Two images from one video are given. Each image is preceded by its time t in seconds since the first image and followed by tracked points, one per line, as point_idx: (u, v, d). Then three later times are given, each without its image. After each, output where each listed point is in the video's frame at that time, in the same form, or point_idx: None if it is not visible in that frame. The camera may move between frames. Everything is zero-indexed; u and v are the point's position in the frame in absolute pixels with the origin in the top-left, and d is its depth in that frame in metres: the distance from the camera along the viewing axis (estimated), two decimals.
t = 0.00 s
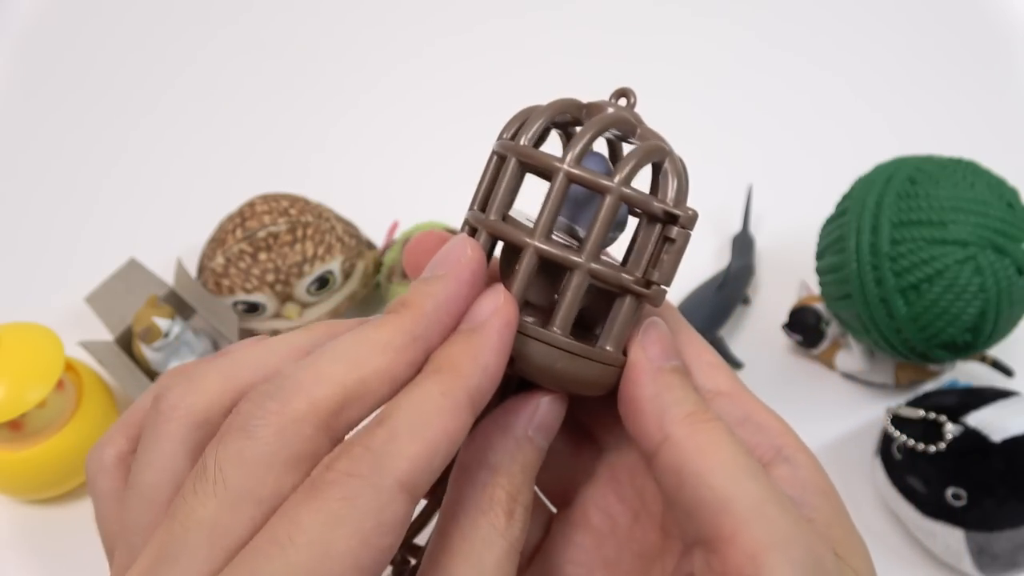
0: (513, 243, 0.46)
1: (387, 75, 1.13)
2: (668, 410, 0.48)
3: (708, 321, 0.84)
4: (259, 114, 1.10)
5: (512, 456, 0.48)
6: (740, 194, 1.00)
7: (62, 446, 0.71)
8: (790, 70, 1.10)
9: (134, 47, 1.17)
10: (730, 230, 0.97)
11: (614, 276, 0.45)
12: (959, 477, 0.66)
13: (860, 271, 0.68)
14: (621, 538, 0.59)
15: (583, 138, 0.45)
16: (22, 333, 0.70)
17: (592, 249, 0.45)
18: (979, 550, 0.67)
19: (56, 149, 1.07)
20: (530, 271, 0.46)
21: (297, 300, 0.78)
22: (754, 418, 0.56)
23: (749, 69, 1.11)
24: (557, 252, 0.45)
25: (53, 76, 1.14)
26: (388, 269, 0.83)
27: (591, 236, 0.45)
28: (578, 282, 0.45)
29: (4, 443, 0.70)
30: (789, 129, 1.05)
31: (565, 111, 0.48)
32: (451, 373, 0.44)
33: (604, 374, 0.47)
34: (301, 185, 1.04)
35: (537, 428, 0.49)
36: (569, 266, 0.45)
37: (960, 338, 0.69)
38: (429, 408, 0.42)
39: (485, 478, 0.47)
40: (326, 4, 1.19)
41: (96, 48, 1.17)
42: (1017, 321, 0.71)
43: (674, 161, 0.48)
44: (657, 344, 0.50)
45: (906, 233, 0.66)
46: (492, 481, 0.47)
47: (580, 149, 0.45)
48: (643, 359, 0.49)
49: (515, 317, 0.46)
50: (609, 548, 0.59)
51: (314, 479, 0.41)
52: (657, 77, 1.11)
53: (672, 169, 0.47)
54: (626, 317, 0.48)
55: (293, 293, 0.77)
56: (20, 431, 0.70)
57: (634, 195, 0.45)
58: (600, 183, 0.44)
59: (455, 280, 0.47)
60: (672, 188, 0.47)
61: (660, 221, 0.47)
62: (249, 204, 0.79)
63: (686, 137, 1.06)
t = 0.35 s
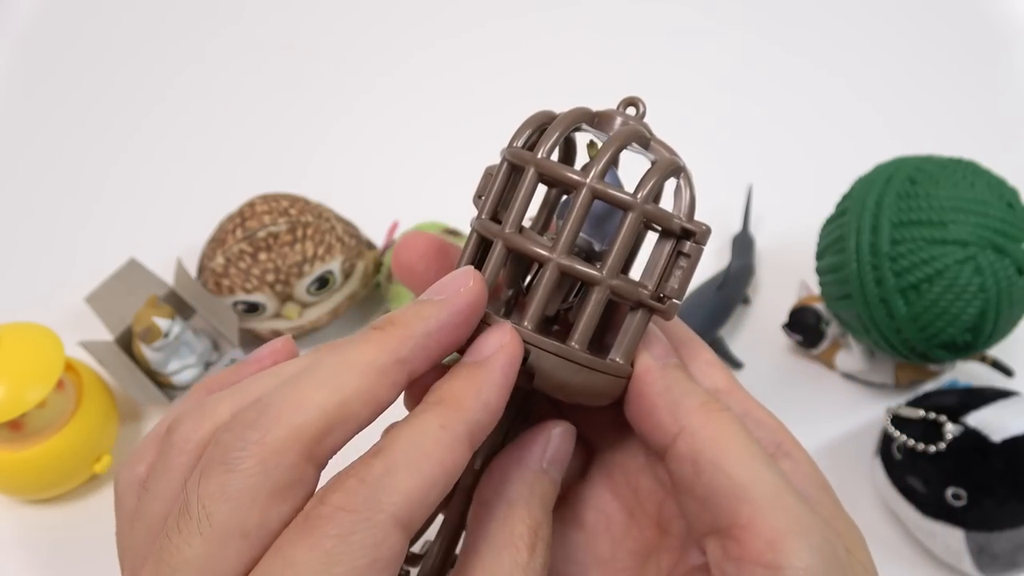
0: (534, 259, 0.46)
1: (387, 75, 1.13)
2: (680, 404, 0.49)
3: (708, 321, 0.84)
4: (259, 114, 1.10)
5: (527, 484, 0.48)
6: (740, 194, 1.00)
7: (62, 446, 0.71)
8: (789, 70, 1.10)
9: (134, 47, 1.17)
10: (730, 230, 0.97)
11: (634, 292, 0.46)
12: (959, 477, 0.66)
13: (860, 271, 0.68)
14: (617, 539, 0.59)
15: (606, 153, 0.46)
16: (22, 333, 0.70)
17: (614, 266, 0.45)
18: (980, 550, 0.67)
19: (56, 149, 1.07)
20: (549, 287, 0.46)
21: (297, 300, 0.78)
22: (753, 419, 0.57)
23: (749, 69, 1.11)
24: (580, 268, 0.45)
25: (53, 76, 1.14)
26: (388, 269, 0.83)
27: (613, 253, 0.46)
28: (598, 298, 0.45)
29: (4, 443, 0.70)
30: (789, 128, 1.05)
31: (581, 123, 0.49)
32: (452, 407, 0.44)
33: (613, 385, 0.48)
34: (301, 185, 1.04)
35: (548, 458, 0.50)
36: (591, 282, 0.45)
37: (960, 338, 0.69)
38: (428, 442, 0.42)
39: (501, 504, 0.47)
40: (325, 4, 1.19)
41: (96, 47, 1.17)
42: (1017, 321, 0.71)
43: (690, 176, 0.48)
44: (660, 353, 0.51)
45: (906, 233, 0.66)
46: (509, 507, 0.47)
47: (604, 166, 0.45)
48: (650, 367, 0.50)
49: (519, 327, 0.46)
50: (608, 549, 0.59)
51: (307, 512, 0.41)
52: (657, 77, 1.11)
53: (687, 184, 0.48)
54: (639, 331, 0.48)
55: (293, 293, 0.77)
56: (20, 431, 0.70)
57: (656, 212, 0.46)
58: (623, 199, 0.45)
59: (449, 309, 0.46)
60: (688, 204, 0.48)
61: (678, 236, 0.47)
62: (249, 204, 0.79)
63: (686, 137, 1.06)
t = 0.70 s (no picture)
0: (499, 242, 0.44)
1: (386, 75, 1.13)
2: (634, 409, 0.45)
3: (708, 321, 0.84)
4: (258, 114, 1.10)
5: (499, 478, 0.43)
6: (740, 194, 1.00)
7: (62, 446, 0.71)
8: (789, 70, 1.10)
9: (134, 47, 1.17)
10: (730, 229, 0.97)
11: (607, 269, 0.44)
12: (959, 477, 0.66)
13: (860, 271, 0.68)
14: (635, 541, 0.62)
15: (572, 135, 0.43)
16: (23, 333, 0.70)
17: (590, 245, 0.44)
18: (980, 550, 0.67)
19: (56, 149, 1.07)
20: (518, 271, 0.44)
21: (297, 299, 0.78)
22: (784, 442, 0.57)
23: (749, 69, 1.11)
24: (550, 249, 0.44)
25: (53, 77, 1.14)
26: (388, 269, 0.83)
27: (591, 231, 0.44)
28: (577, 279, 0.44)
29: (4, 443, 0.70)
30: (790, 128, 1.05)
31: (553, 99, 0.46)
32: (397, 337, 0.48)
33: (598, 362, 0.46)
34: (301, 185, 1.04)
35: (522, 441, 0.44)
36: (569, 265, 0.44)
37: (960, 338, 0.69)
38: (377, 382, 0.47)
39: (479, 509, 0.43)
40: (325, 4, 1.19)
41: (96, 47, 1.17)
42: (1017, 321, 0.71)
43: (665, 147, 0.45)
44: (627, 342, 0.46)
45: (906, 233, 0.66)
46: (486, 508, 0.43)
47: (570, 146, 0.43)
48: (607, 357, 0.46)
49: (469, 292, 0.46)
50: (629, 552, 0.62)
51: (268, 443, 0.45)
52: (657, 77, 1.11)
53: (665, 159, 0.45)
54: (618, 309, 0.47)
55: (293, 293, 0.77)
56: (20, 431, 0.70)
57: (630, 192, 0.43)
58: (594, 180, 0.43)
59: (406, 267, 0.51)
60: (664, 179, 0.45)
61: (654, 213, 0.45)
62: (249, 204, 0.79)
63: (686, 137, 1.06)
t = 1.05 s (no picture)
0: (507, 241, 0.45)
1: (386, 75, 1.13)
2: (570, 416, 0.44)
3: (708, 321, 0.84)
4: (258, 114, 1.10)
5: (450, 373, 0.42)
6: (741, 194, 1.00)
7: (62, 446, 0.71)
8: (789, 70, 1.10)
9: (134, 47, 1.17)
10: (730, 230, 0.97)
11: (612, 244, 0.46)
12: (958, 477, 0.66)
13: (860, 271, 0.68)
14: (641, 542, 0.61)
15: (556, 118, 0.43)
16: (23, 333, 0.70)
17: (598, 224, 0.45)
18: (980, 550, 0.67)
19: (56, 149, 1.07)
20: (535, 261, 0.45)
21: (296, 299, 0.79)
22: (776, 512, 0.44)
23: (749, 69, 1.11)
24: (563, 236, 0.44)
25: (52, 77, 1.14)
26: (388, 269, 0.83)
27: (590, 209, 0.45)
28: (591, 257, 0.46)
29: (4, 443, 0.70)
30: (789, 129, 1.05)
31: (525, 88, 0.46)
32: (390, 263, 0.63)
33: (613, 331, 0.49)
34: (301, 185, 1.04)
35: (467, 334, 0.43)
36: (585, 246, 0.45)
37: (960, 338, 0.69)
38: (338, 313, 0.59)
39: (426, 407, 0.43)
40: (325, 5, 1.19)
41: (96, 48, 1.17)
42: (1017, 321, 0.71)
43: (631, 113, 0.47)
44: (605, 352, 0.44)
45: (906, 233, 0.66)
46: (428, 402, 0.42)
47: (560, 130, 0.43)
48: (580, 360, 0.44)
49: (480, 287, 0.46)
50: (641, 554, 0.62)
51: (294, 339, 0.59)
52: (656, 78, 1.11)
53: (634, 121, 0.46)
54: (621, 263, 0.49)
55: (293, 293, 0.78)
56: (20, 431, 0.70)
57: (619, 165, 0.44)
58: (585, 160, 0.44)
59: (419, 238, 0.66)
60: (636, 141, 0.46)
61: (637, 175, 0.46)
62: (249, 203, 0.79)
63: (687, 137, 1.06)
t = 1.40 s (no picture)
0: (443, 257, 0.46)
1: (385, 76, 1.13)
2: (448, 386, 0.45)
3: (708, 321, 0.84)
4: (258, 114, 1.10)
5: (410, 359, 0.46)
6: (740, 194, 1.00)
7: (62, 447, 0.71)
8: (789, 70, 1.10)
9: (133, 47, 1.17)
10: (730, 229, 0.97)
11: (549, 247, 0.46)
12: (959, 478, 0.66)
13: (860, 271, 0.68)
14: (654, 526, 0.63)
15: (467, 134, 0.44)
16: (23, 333, 0.70)
17: (518, 227, 0.45)
18: (979, 550, 0.67)
19: (56, 149, 1.07)
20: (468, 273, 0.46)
21: (296, 299, 0.79)
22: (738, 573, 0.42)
23: (749, 69, 1.11)
24: (489, 247, 0.45)
25: (53, 77, 1.14)
26: (388, 269, 0.83)
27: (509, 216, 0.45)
28: (518, 263, 0.45)
29: (4, 443, 0.70)
30: (789, 129, 1.05)
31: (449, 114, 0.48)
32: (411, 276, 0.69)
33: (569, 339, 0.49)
34: (301, 185, 1.04)
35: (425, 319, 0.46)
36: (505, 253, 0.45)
37: (960, 338, 0.69)
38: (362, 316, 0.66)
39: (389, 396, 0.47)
40: (324, 5, 1.19)
41: (97, 48, 1.17)
42: (1017, 321, 0.71)
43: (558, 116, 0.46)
44: (464, 310, 0.45)
45: (906, 233, 0.66)
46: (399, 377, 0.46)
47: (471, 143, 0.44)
48: (446, 310, 0.45)
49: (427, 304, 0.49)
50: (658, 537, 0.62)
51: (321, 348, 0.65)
52: (656, 78, 1.11)
53: (561, 123, 0.46)
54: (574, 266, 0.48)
55: (292, 293, 0.78)
56: (20, 431, 0.70)
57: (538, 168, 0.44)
58: (494, 170, 0.44)
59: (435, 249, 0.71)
60: (564, 142, 0.46)
61: (569, 174, 0.45)
62: (249, 204, 0.79)
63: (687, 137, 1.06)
